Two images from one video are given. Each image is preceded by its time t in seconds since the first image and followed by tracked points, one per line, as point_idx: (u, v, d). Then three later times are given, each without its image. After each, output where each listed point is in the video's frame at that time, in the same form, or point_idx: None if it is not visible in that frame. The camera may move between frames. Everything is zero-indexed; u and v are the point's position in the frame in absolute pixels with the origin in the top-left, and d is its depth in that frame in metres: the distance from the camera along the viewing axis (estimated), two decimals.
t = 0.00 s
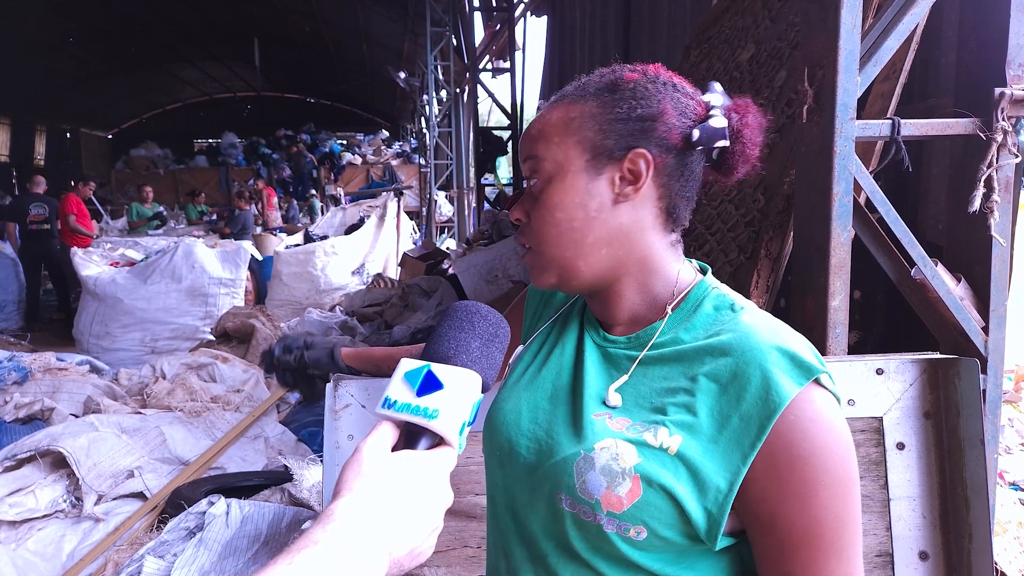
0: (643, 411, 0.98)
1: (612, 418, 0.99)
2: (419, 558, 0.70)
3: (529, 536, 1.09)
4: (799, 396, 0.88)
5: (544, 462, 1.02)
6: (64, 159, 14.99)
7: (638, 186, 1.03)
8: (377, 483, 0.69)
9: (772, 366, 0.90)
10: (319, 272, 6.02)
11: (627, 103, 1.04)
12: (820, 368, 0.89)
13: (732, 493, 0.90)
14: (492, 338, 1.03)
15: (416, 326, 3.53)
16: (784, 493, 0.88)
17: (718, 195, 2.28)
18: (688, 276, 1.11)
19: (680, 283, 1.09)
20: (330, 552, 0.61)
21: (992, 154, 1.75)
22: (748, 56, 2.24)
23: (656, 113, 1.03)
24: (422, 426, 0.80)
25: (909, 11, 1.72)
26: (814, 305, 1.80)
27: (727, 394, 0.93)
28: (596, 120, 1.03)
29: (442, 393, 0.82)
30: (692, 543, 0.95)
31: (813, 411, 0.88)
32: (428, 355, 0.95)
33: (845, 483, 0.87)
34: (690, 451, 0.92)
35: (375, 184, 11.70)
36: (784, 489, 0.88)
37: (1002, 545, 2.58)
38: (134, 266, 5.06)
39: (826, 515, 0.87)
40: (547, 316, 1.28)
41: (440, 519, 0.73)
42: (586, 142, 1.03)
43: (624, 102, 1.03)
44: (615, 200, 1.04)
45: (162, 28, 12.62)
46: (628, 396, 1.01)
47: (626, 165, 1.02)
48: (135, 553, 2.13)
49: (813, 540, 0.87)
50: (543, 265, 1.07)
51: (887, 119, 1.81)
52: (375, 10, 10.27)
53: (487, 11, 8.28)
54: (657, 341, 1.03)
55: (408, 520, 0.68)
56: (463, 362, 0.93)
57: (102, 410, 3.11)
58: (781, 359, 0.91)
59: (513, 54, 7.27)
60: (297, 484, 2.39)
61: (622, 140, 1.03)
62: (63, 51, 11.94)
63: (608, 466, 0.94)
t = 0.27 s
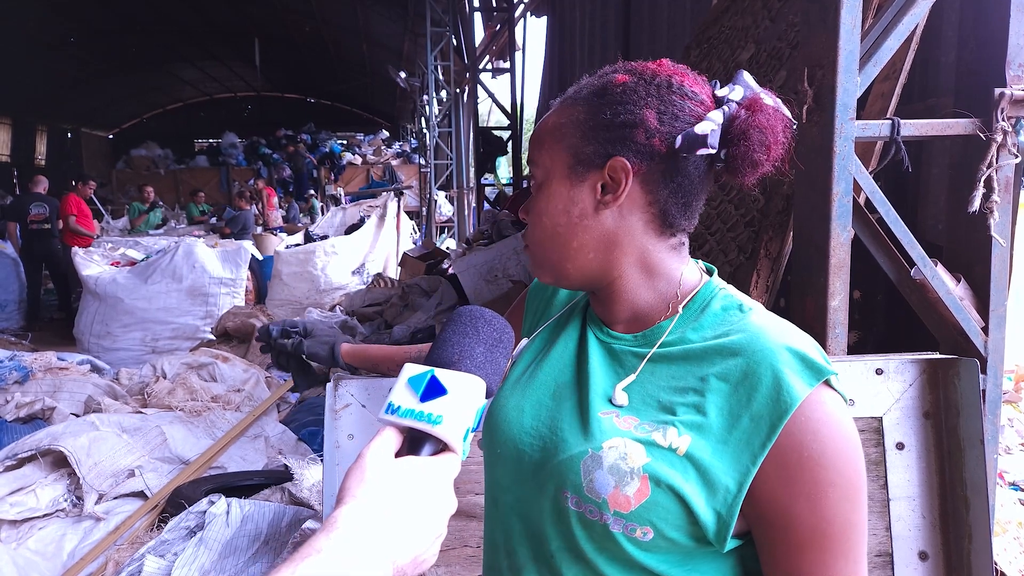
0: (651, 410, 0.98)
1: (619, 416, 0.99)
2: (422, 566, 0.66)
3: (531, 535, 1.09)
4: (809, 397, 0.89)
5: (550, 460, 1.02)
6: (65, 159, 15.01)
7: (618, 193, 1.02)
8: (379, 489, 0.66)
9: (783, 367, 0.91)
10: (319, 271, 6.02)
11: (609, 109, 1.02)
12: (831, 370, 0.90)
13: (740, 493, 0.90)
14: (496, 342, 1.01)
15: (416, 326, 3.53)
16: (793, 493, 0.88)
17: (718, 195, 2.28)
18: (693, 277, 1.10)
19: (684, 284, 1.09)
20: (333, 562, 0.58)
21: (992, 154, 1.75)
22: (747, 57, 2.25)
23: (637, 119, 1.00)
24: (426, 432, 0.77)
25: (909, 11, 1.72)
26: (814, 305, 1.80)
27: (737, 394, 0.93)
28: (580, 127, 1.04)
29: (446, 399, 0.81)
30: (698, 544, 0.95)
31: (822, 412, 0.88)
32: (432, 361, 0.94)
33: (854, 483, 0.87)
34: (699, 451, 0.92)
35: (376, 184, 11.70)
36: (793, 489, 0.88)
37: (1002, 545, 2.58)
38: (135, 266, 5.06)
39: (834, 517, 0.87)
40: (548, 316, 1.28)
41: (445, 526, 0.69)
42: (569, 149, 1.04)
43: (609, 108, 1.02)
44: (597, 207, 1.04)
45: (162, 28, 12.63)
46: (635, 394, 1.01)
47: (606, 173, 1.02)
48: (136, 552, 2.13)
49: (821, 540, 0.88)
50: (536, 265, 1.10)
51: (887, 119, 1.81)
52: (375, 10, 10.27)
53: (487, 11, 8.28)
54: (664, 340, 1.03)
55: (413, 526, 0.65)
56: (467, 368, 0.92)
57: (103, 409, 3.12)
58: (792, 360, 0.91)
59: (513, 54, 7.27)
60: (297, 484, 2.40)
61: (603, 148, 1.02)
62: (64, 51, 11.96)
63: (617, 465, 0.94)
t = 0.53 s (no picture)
0: (648, 410, 0.99)
1: (616, 416, 1.00)
2: (427, 570, 0.67)
3: (526, 532, 1.10)
4: (807, 400, 0.90)
5: (546, 457, 1.03)
6: (67, 160, 15.03)
7: (612, 199, 1.03)
8: (384, 493, 0.67)
9: (781, 369, 0.91)
10: (320, 272, 6.03)
11: (600, 115, 1.03)
12: (830, 373, 0.91)
13: (735, 494, 0.91)
14: (501, 345, 1.00)
15: (416, 326, 3.54)
16: (789, 496, 0.89)
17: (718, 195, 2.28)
18: (693, 280, 1.10)
19: (684, 287, 1.09)
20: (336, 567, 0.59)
21: (991, 154, 1.75)
22: (746, 57, 2.25)
23: (627, 124, 1.00)
24: (430, 435, 0.77)
25: (908, 11, 1.73)
26: (814, 305, 1.81)
27: (734, 396, 0.94)
28: (572, 134, 1.05)
29: (450, 403, 0.80)
30: (692, 545, 0.96)
31: (820, 415, 0.89)
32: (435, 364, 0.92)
33: (850, 488, 0.88)
34: (695, 452, 0.93)
35: (376, 184, 11.71)
36: (788, 491, 0.89)
37: (1002, 545, 2.59)
38: (136, 266, 5.07)
39: (830, 521, 0.88)
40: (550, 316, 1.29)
41: (449, 530, 0.70)
42: (563, 157, 1.06)
43: (600, 115, 1.03)
44: (592, 212, 1.04)
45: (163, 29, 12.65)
46: (632, 394, 1.02)
47: (599, 179, 1.03)
48: (138, 552, 2.14)
49: (816, 543, 0.88)
50: (536, 268, 1.11)
51: (886, 119, 1.82)
52: (375, 10, 10.28)
53: (488, 11, 8.29)
54: (664, 340, 1.04)
55: (417, 531, 0.66)
56: (472, 372, 0.90)
57: (105, 409, 3.13)
58: (791, 363, 0.92)
59: (513, 54, 7.28)
60: (298, 483, 2.41)
61: (596, 154, 1.03)
62: (65, 51, 11.98)
63: (612, 463, 0.95)
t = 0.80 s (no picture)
0: (640, 409, 0.99)
1: (608, 416, 1.00)
2: (432, 571, 0.68)
3: (522, 535, 1.10)
4: (799, 397, 0.90)
5: (540, 458, 1.03)
6: (67, 161, 15.03)
7: (597, 198, 1.03)
8: (390, 494, 0.67)
9: (772, 367, 0.92)
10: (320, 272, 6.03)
11: (581, 115, 1.03)
12: (820, 369, 0.91)
13: (728, 494, 0.91)
14: (505, 346, 1.00)
15: (416, 326, 3.54)
16: (783, 494, 0.89)
17: (718, 195, 2.29)
18: (684, 279, 1.11)
19: (674, 284, 1.09)
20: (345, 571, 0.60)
21: (990, 154, 1.76)
22: (745, 57, 2.26)
23: (609, 122, 1.01)
24: (435, 436, 0.77)
25: (907, 11, 1.73)
26: (813, 305, 1.81)
27: (726, 394, 0.94)
28: (556, 135, 1.05)
29: (455, 404, 0.80)
30: (687, 545, 0.96)
31: (811, 412, 0.89)
32: (439, 364, 0.92)
33: (843, 484, 0.88)
34: (687, 451, 0.93)
35: (376, 184, 11.71)
36: (781, 488, 0.89)
37: (1002, 544, 2.59)
38: (137, 267, 5.08)
39: (824, 518, 0.88)
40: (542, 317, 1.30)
41: (455, 531, 0.71)
42: (549, 158, 1.06)
43: (581, 115, 1.04)
44: (579, 211, 1.05)
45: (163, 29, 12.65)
46: (624, 394, 1.02)
47: (585, 178, 1.03)
48: (140, 552, 2.14)
49: (809, 541, 0.88)
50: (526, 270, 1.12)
51: (886, 119, 1.82)
52: (375, 10, 10.28)
53: (487, 11, 8.29)
54: (655, 339, 1.04)
55: (422, 533, 0.66)
56: (476, 373, 0.90)
57: (106, 410, 3.13)
58: (782, 360, 0.92)
59: (513, 54, 7.29)
60: (299, 483, 2.42)
61: (579, 154, 1.03)
62: (66, 52, 11.99)
63: (605, 464, 0.96)
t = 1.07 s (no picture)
0: (637, 410, 0.99)
1: (606, 418, 1.00)
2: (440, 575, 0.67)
3: (520, 539, 1.10)
4: (795, 395, 0.90)
5: (537, 461, 1.03)
6: (68, 159, 15.04)
7: (592, 194, 1.02)
8: (397, 497, 0.67)
9: (768, 366, 0.92)
10: (321, 271, 6.03)
11: (575, 112, 1.03)
12: (816, 367, 0.91)
13: (727, 494, 0.91)
14: (512, 349, 1.00)
15: (416, 325, 3.55)
16: (782, 493, 0.89)
17: (718, 195, 2.28)
18: (675, 279, 1.11)
19: (666, 285, 1.09)
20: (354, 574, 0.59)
21: (992, 154, 1.76)
22: (746, 57, 2.26)
23: (604, 118, 1.00)
24: (441, 439, 0.77)
25: (908, 12, 1.73)
26: (814, 305, 1.81)
27: (723, 393, 0.94)
28: (550, 132, 1.04)
29: (461, 407, 0.80)
30: (687, 546, 0.97)
31: (807, 410, 0.89)
32: (446, 365, 0.92)
33: (840, 482, 0.88)
34: (685, 452, 0.93)
35: (377, 184, 11.71)
36: (780, 487, 0.89)
37: (1002, 545, 2.59)
38: (137, 266, 5.08)
39: (823, 516, 0.87)
40: (535, 316, 1.30)
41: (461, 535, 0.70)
42: (542, 155, 1.05)
43: (575, 112, 1.03)
44: (574, 208, 1.03)
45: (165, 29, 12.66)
46: (621, 395, 1.02)
47: (579, 175, 1.02)
48: (139, 550, 2.14)
49: (809, 540, 0.88)
50: (519, 270, 1.10)
51: (887, 119, 1.82)
52: (376, 10, 10.29)
53: (488, 11, 8.29)
54: (650, 340, 1.04)
55: (429, 535, 0.66)
56: (482, 375, 0.90)
57: (107, 408, 3.14)
58: (777, 358, 0.92)
59: (514, 53, 7.29)
60: (299, 482, 2.42)
61: (573, 150, 1.02)
62: (67, 51, 12.00)
63: (604, 468, 0.96)
